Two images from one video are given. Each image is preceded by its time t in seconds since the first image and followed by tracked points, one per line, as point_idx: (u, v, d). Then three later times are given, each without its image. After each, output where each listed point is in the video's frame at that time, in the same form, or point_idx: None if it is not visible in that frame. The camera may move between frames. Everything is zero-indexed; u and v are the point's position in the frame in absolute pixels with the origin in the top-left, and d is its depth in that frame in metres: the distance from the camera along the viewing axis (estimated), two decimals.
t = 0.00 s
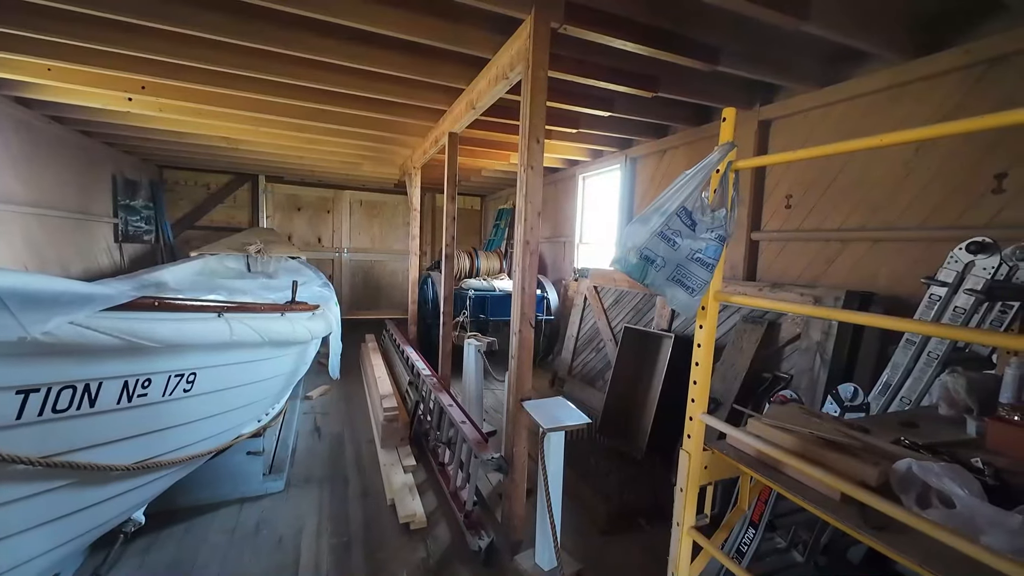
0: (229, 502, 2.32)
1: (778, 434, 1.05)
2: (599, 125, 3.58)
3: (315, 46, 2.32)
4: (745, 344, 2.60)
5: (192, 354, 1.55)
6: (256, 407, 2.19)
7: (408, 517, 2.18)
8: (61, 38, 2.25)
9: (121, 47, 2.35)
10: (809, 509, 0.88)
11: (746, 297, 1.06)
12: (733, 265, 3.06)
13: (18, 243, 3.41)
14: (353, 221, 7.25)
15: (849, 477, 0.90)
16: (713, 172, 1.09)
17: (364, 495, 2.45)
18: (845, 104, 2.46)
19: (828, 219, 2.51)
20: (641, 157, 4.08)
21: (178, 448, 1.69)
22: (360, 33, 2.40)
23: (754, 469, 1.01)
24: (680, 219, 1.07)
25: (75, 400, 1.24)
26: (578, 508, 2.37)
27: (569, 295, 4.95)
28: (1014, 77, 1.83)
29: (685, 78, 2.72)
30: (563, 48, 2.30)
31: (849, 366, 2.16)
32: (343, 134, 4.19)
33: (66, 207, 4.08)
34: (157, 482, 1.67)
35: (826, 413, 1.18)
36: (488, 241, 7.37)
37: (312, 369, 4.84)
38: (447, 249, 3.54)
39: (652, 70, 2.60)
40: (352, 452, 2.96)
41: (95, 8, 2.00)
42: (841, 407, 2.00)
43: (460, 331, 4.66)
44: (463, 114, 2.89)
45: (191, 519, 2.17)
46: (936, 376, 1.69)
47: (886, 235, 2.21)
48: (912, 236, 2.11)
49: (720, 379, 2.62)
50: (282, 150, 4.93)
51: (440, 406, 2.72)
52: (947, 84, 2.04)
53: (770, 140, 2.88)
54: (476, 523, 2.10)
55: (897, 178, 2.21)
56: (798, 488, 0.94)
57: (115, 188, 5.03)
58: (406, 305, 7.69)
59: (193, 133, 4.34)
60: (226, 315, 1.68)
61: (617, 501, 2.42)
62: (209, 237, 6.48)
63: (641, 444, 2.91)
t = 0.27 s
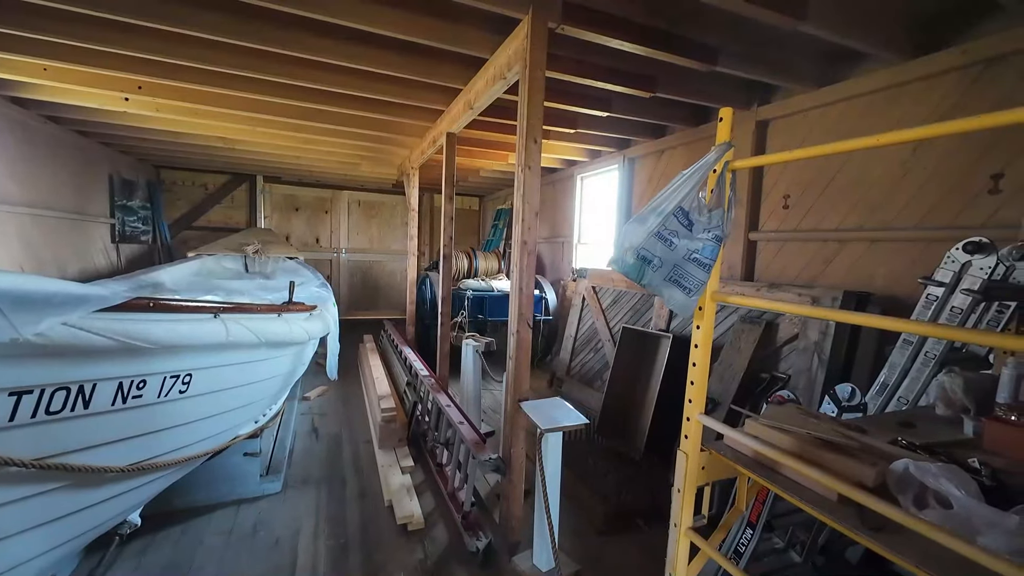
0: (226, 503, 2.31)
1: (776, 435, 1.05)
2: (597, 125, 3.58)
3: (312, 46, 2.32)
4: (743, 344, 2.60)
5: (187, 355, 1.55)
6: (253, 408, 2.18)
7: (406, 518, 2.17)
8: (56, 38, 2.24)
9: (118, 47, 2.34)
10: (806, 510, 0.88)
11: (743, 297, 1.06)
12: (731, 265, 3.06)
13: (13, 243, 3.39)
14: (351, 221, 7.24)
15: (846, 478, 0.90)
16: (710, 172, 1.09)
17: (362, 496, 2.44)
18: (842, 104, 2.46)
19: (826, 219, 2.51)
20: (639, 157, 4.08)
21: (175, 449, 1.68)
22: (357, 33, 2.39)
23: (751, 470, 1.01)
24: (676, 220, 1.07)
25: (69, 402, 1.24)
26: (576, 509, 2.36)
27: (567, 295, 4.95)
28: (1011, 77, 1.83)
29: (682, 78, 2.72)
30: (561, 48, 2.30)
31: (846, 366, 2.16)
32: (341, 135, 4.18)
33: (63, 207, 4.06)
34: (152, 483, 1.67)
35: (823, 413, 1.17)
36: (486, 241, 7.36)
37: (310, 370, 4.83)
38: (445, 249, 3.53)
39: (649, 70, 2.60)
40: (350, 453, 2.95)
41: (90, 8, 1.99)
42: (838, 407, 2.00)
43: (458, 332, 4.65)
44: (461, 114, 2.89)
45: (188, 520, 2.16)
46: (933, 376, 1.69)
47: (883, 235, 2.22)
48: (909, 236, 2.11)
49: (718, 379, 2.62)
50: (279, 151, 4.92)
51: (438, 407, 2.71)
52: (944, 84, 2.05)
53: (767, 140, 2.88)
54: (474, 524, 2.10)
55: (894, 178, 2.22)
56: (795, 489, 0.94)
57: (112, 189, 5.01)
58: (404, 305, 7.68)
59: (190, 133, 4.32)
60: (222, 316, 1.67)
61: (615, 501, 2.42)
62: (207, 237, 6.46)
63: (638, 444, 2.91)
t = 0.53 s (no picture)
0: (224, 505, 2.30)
1: (773, 435, 1.05)
2: (595, 125, 3.58)
3: (309, 45, 2.31)
4: (741, 344, 2.60)
5: (183, 356, 1.54)
6: (250, 409, 2.17)
7: (404, 519, 2.16)
8: (51, 37, 2.23)
9: (115, 47, 2.33)
10: (804, 511, 0.88)
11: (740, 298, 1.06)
12: (728, 265, 3.06)
13: (10, 243, 3.38)
14: (349, 222, 7.23)
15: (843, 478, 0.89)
16: (707, 172, 1.09)
17: (360, 497, 2.43)
18: (839, 104, 2.47)
19: (823, 219, 2.51)
20: (637, 157, 4.08)
21: (171, 450, 1.68)
22: (354, 33, 2.39)
23: (749, 471, 1.00)
24: (673, 220, 1.07)
25: (64, 403, 1.23)
26: (574, 510, 2.36)
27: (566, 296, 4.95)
28: (1006, 78, 1.84)
29: (680, 79, 2.72)
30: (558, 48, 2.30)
31: (844, 366, 2.17)
32: (339, 135, 4.17)
33: (59, 207, 4.04)
34: (149, 485, 1.66)
35: (820, 413, 1.17)
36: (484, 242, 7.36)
37: (308, 370, 4.82)
38: (443, 249, 3.53)
39: (647, 70, 2.60)
40: (347, 453, 2.94)
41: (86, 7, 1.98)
42: (836, 407, 2.00)
43: (457, 332, 4.65)
44: (459, 114, 2.88)
45: (185, 521, 2.15)
46: (931, 376, 1.69)
47: (881, 235, 2.22)
48: (906, 236, 2.12)
49: (716, 379, 2.63)
50: (277, 151, 4.91)
51: (436, 408, 2.71)
52: (940, 84, 2.05)
53: (765, 140, 2.88)
54: (472, 525, 2.09)
55: (891, 179, 2.22)
56: (793, 490, 0.93)
57: (109, 189, 5.00)
58: (402, 305, 7.68)
59: (188, 133, 4.31)
60: (219, 317, 1.66)
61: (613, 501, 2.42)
62: (205, 237, 6.45)
63: (636, 444, 2.91)
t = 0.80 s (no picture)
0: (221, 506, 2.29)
1: (773, 436, 1.05)
2: (593, 125, 3.57)
3: (307, 45, 2.30)
4: (740, 345, 2.60)
5: (180, 357, 1.53)
6: (248, 410, 2.16)
7: (402, 520, 2.16)
8: (47, 37, 2.22)
9: (112, 46, 2.32)
10: (803, 512, 0.87)
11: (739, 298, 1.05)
12: (727, 265, 3.06)
13: (7, 244, 3.36)
14: (347, 222, 7.22)
15: (843, 479, 0.89)
16: (705, 172, 1.08)
17: (358, 498, 2.43)
18: (837, 105, 2.47)
19: (822, 219, 2.51)
20: (635, 157, 4.08)
21: (167, 452, 1.67)
22: (352, 32, 2.38)
23: (747, 472, 1.00)
24: (672, 220, 1.06)
25: (58, 405, 1.22)
26: (572, 510, 2.37)
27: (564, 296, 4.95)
28: (1004, 78, 1.84)
29: (679, 79, 2.72)
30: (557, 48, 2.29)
31: (842, 366, 2.17)
32: (337, 135, 4.17)
33: (57, 207, 4.03)
34: (146, 486, 1.66)
35: (819, 414, 1.17)
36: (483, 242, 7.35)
37: (306, 371, 4.80)
38: (441, 249, 3.52)
39: (645, 70, 2.60)
40: (345, 454, 2.93)
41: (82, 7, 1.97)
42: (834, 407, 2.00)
43: (455, 332, 4.64)
44: (457, 115, 2.88)
45: (182, 522, 2.15)
46: (929, 377, 1.69)
47: (879, 236, 2.22)
48: (905, 236, 2.12)
49: (715, 380, 2.62)
50: (275, 151, 4.90)
51: (435, 408, 2.70)
52: (938, 85, 2.05)
53: (764, 140, 2.89)
54: (470, 526, 2.09)
55: (889, 179, 2.22)
56: (793, 491, 0.93)
57: (107, 189, 4.98)
58: (401, 306, 7.66)
59: (186, 133, 4.30)
60: (216, 317, 1.65)
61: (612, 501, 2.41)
62: (203, 238, 6.43)
63: (635, 444, 2.91)
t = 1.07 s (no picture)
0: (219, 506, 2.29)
1: (772, 436, 1.04)
2: (592, 125, 3.57)
3: (304, 45, 2.30)
4: (738, 344, 2.60)
5: (177, 357, 1.53)
6: (246, 410, 2.16)
7: (401, 520, 2.16)
8: (44, 36, 2.21)
9: (109, 45, 2.31)
10: (802, 512, 0.87)
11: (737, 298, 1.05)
12: (726, 265, 3.06)
13: (4, 244, 3.35)
14: (346, 222, 7.21)
15: (842, 479, 0.89)
16: (703, 172, 1.08)
17: (356, 498, 2.42)
18: (835, 104, 2.47)
19: (820, 219, 2.52)
20: (634, 157, 4.08)
21: (164, 453, 1.66)
22: (349, 32, 2.37)
23: (746, 472, 1.00)
24: (670, 219, 1.06)
25: (54, 405, 1.22)
26: (571, 510, 2.37)
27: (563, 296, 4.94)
28: (1002, 78, 1.85)
29: (677, 78, 2.72)
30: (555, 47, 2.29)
31: (840, 366, 2.17)
32: (335, 135, 4.16)
33: (54, 207, 4.01)
34: (144, 486, 1.65)
35: (817, 413, 1.17)
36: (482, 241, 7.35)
37: (305, 371, 4.80)
38: (440, 249, 3.51)
39: (644, 69, 2.59)
40: (344, 454, 2.93)
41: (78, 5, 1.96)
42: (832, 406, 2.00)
43: (454, 332, 4.65)
44: (455, 114, 2.87)
45: (180, 523, 2.14)
46: (926, 376, 1.70)
47: (877, 235, 2.22)
48: (903, 235, 2.12)
49: (713, 379, 2.63)
50: (274, 150, 4.89)
51: (434, 408, 2.70)
52: (936, 85, 2.06)
53: (762, 140, 2.89)
54: (469, 526, 2.09)
55: (887, 178, 2.23)
56: (792, 491, 0.93)
57: (104, 189, 4.97)
58: (399, 305, 7.66)
59: (183, 133, 4.29)
60: (214, 317, 1.65)
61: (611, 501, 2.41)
62: (201, 237, 6.42)
63: (633, 444, 2.91)
